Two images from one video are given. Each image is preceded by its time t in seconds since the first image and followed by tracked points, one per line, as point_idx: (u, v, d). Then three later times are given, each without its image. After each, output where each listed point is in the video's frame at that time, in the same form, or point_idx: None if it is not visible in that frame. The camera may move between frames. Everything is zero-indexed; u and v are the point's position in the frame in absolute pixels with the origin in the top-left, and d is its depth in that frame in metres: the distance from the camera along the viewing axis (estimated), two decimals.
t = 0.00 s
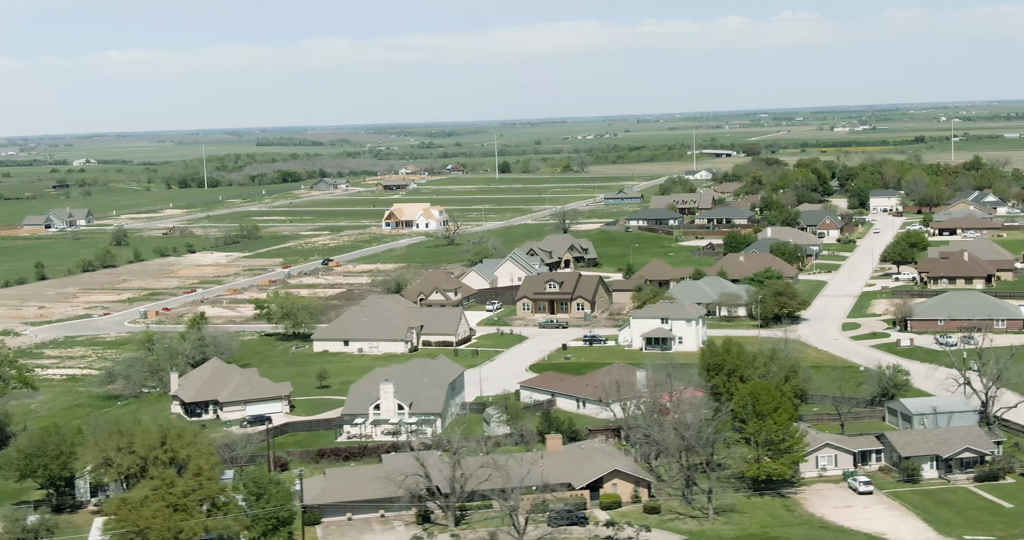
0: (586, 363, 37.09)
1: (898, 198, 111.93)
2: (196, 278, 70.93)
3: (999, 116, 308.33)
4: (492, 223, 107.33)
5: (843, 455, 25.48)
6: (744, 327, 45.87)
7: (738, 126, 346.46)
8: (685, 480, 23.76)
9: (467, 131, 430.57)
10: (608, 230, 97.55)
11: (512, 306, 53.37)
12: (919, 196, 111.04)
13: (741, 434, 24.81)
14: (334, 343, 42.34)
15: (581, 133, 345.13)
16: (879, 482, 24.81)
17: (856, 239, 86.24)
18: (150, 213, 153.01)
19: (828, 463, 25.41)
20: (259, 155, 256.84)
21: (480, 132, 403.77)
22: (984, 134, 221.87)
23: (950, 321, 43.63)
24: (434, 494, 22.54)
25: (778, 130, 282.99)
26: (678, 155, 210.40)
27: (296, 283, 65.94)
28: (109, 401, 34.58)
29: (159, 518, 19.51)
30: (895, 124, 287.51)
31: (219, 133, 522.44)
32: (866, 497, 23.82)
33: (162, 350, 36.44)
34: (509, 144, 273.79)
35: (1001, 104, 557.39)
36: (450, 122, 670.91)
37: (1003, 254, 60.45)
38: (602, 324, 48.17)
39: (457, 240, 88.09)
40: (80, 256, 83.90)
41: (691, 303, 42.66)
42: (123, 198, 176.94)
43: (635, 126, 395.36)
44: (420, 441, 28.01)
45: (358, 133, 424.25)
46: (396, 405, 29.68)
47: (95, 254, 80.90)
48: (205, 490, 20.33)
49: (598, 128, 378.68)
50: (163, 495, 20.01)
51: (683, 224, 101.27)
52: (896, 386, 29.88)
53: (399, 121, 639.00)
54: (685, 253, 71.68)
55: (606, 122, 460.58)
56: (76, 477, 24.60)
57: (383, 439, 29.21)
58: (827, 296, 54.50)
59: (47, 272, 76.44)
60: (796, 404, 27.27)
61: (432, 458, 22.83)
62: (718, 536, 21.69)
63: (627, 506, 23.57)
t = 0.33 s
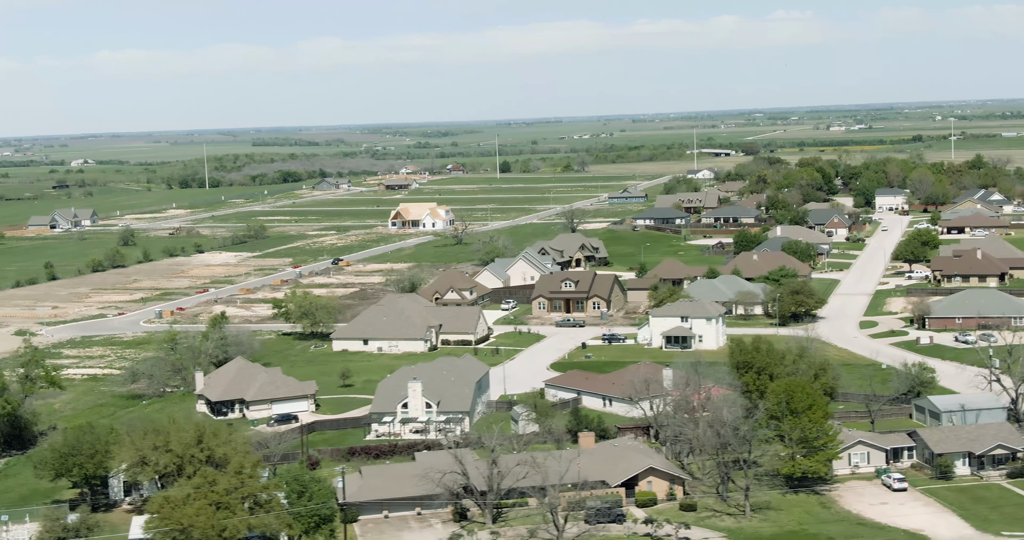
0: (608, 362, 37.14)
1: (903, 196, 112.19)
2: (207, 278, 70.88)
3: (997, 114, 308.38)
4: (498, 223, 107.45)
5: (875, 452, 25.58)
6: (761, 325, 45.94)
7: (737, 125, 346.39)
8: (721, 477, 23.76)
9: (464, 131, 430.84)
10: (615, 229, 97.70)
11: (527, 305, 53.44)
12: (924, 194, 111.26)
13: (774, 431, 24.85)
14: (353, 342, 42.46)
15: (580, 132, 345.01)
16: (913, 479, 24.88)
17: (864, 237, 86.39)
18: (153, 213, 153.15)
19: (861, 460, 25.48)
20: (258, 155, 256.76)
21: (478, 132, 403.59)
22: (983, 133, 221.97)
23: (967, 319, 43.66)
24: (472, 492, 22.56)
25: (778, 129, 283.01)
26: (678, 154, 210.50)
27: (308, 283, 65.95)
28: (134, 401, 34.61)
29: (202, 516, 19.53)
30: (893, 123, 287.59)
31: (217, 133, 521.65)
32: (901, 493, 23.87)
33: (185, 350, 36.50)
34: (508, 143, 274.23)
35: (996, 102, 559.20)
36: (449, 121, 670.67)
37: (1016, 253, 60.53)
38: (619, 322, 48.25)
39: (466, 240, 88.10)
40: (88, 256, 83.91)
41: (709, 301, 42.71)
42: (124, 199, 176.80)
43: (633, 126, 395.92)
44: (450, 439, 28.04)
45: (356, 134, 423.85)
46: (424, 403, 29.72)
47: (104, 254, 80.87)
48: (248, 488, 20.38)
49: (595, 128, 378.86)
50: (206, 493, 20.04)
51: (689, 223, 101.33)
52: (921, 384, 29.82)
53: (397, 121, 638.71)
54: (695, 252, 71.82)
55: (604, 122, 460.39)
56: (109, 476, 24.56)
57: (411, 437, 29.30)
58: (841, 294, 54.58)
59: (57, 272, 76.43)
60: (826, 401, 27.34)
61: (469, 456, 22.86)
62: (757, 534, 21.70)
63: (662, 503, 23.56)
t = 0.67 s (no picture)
0: (631, 361, 37.19)
1: (910, 195, 112.23)
2: (219, 278, 70.82)
3: (995, 113, 308.47)
4: (505, 222, 107.48)
5: (908, 449, 25.63)
6: (780, 324, 45.97)
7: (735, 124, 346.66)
8: (756, 475, 23.77)
9: (463, 131, 431.03)
10: (624, 228, 97.70)
11: (542, 304, 53.48)
12: (932, 193, 111.28)
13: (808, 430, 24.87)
14: (373, 341, 42.54)
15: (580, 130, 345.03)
16: (945, 476, 24.93)
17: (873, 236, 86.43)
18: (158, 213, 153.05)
19: (893, 458, 25.55)
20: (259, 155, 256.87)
21: (478, 131, 403.48)
22: (981, 131, 222.10)
23: (986, 316, 43.75)
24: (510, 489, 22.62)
25: (777, 128, 283.27)
26: (680, 153, 210.61)
27: (320, 282, 65.93)
28: (158, 400, 34.66)
29: (246, 514, 19.64)
30: (890, 122, 288.03)
31: (213, 133, 522.14)
32: (935, 490, 23.93)
33: (209, 349, 36.54)
34: (508, 143, 274.45)
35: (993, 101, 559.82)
36: (449, 121, 670.51)
37: None
38: (635, 321, 48.25)
39: (475, 239, 88.06)
40: (98, 257, 83.86)
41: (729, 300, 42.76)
42: (127, 199, 176.86)
43: (632, 125, 396.08)
44: (480, 438, 28.09)
45: (357, 134, 423.79)
46: (452, 401, 29.74)
47: (114, 254, 80.80)
48: (292, 485, 20.45)
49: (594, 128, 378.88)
50: (248, 491, 20.12)
51: (697, 222, 101.34)
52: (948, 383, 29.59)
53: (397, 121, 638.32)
54: (706, 251, 71.89)
55: (603, 121, 460.18)
56: (144, 475, 24.57)
57: (440, 435, 29.42)
58: (856, 293, 54.59)
59: (67, 272, 76.36)
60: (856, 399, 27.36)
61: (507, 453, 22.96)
62: (796, 531, 21.72)
63: (698, 501, 23.59)
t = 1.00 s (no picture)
0: (652, 360, 37.27)
1: (916, 194, 112.31)
2: (230, 278, 70.85)
3: (991, 112, 308.82)
4: (512, 221, 107.46)
5: (939, 446, 25.67)
6: (798, 322, 45.99)
7: (733, 124, 346.54)
8: (791, 472, 23.82)
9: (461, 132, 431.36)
10: (631, 227, 97.84)
11: (557, 303, 53.52)
12: (937, 191, 111.38)
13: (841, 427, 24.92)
14: (392, 340, 42.59)
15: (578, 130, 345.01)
16: (978, 473, 24.93)
17: (882, 234, 86.48)
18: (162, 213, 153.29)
19: (925, 455, 25.60)
20: (258, 155, 257.04)
21: (470, 131, 404.82)
22: (979, 130, 222.56)
23: (1004, 315, 43.80)
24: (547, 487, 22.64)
25: (774, 128, 283.15)
26: (679, 153, 210.55)
27: (332, 282, 66.01)
28: (182, 399, 34.75)
29: (289, 512, 19.74)
30: (888, 121, 288.00)
31: (211, 133, 523.15)
32: (969, 487, 23.94)
33: (232, 349, 36.63)
34: (507, 143, 274.70)
35: (989, 100, 561.07)
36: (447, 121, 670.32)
37: None
38: (652, 320, 48.22)
39: (484, 239, 88.04)
40: (108, 256, 83.95)
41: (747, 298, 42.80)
42: (128, 199, 177.00)
43: (629, 125, 396.24)
44: (509, 436, 28.14)
45: (356, 134, 423.71)
46: (480, 400, 29.78)
47: (124, 254, 80.87)
48: (334, 483, 20.53)
49: (591, 127, 378.98)
50: (291, 489, 20.22)
51: (704, 221, 101.38)
52: (974, 381, 29.59)
53: (396, 121, 638.26)
54: (716, 250, 71.91)
55: (601, 121, 460.18)
56: (178, 474, 24.64)
57: (468, 434, 29.50)
58: (869, 291, 54.62)
59: (78, 272, 76.41)
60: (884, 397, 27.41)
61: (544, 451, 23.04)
62: (834, 528, 21.76)
63: (732, 499, 23.60)
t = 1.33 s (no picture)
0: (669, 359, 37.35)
1: (918, 193, 112.44)
2: (238, 278, 70.81)
3: (984, 111, 309.26)
4: (516, 221, 107.47)
5: (968, 443, 25.73)
6: (812, 320, 46.05)
7: (727, 122, 346.41)
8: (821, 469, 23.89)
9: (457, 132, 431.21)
10: (635, 226, 97.95)
11: (569, 302, 53.56)
12: (940, 190, 111.68)
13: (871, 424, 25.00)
14: (408, 339, 42.67)
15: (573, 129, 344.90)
16: (1008, 469, 24.98)
17: (887, 233, 86.66)
18: (162, 214, 153.08)
19: (953, 452, 25.67)
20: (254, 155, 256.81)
21: (466, 131, 404.82)
22: (974, 129, 223.02)
23: (1019, 312, 43.92)
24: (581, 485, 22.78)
25: (768, 127, 283.04)
26: (676, 153, 210.51)
27: (342, 281, 66.02)
28: (204, 399, 34.80)
29: (329, 510, 19.92)
30: (882, 120, 287.98)
31: (206, 133, 522.96)
32: (1000, 483, 23.98)
33: (252, 348, 36.66)
34: (503, 143, 274.86)
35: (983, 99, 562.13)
36: (442, 120, 669.75)
37: None
38: (665, 318, 48.26)
39: (489, 239, 88.01)
40: (114, 257, 83.88)
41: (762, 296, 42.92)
42: (126, 199, 176.89)
43: (624, 124, 396.15)
44: (535, 435, 28.22)
45: (351, 134, 423.14)
46: (505, 398, 29.83)
47: (131, 255, 80.82)
48: (373, 480, 20.63)
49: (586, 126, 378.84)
50: (330, 487, 20.37)
51: (709, 220, 101.43)
52: (996, 377, 29.71)
53: (391, 121, 637.41)
54: (724, 249, 72.04)
55: (596, 121, 460.16)
56: (209, 472, 24.69)
57: (493, 432, 29.55)
58: (880, 289, 54.71)
59: (85, 272, 76.36)
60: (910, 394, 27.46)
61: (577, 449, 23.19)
62: (868, 524, 21.88)
63: (765, 496, 23.67)
